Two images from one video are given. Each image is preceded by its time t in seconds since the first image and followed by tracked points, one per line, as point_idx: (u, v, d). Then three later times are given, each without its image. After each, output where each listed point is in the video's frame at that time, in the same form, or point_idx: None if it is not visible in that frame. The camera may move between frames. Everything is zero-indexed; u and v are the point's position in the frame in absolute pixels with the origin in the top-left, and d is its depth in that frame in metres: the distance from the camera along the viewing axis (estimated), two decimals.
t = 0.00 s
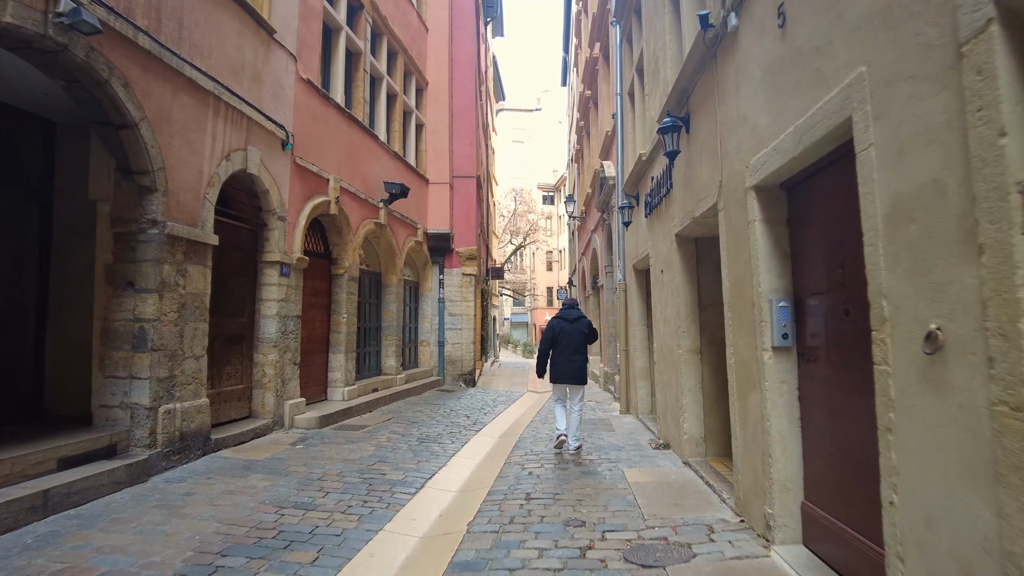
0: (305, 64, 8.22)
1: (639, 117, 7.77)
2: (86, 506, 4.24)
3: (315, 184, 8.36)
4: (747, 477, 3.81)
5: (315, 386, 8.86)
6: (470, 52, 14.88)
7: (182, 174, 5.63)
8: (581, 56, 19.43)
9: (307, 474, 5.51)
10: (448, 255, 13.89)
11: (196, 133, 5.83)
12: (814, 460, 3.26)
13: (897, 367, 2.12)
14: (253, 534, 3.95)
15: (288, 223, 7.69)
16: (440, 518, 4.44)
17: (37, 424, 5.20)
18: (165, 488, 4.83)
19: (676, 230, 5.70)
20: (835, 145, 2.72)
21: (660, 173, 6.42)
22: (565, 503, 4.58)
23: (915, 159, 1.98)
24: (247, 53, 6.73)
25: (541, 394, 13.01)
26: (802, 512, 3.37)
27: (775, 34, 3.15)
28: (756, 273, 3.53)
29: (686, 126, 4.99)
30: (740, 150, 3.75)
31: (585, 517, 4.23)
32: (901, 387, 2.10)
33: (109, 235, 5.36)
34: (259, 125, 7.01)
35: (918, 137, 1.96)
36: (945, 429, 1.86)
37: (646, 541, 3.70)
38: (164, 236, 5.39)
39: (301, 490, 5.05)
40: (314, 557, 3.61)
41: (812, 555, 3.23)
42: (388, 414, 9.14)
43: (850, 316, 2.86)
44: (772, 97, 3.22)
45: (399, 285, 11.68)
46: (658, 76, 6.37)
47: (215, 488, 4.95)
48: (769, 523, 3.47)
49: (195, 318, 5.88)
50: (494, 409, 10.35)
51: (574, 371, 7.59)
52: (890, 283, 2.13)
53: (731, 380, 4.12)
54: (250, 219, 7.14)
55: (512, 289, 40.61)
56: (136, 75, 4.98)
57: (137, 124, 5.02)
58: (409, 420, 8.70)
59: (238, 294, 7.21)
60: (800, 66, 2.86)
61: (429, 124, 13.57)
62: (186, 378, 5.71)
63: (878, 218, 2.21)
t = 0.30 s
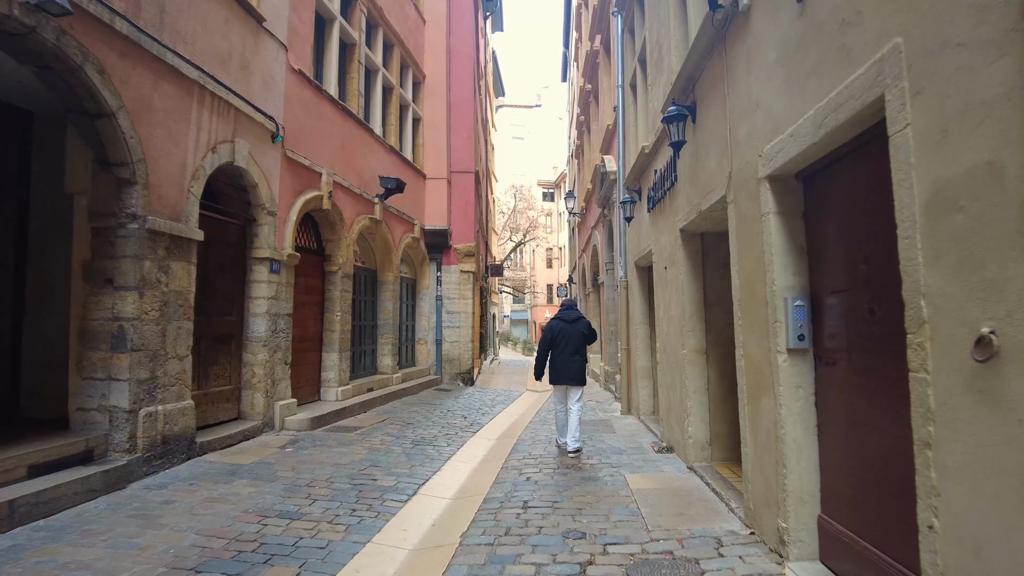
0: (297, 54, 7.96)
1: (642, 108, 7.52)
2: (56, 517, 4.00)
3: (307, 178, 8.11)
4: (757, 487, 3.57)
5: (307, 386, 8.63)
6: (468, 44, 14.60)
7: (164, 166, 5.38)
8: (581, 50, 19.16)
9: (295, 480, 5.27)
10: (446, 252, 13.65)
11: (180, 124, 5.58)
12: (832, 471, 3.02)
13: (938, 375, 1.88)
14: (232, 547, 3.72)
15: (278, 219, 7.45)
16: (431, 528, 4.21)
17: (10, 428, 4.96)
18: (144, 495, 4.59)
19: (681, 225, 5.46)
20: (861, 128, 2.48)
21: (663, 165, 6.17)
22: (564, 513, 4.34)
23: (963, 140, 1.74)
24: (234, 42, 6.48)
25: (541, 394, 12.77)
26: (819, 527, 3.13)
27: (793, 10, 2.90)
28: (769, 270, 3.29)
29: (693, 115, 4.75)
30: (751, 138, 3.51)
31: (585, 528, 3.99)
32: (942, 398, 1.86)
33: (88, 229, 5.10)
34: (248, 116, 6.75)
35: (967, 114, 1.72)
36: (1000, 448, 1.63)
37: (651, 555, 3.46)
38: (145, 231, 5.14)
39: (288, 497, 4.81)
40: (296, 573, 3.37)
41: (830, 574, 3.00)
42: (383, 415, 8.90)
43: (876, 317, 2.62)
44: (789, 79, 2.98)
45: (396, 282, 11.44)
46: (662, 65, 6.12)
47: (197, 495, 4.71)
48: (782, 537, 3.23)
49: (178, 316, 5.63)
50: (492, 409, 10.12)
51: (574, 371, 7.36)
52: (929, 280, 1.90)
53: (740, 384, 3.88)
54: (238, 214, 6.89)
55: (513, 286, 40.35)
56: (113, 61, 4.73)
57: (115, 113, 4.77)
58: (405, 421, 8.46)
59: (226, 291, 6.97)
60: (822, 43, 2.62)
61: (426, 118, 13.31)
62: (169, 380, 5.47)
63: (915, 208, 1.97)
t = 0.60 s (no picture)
0: (284, 40, 7.67)
1: (643, 95, 7.22)
2: (11, 526, 3.71)
3: (294, 170, 7.83)
4: (768, 493, 3.28)
5: (296, 385, 8.34)
6: (464, 36, 14.30)
7: (138, 153, 5.09)
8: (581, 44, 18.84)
9: (275, 484, 4.99)
10: (441, 248, 13.37)
11: (155, 108, 5.28)
12: (855, 476, 2.73)
13: (994, 367, 1.59)
14: (199, 558, 3.43)
15: (263, 211, 7.17)
16: (418, 537, 3.92)
17: None
18: (111, 501, 4.30)
19: (683, 213, 5.18)
20: (890, 90, 2.19)
21: (665, 153, 5.89)
22: (559, 520, 4.05)
23: None
24: (215, 24, 6.18)
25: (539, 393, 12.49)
26: (838, 537, 2.84)
27: None
28: (783, 256, 3.00)
29: (696, 95, 4.49)
30: (761, 113, 3.23)
31: (582, 537, 3.70)
32: (999, 394, 1.57)
33: (55, 218, 4.80)
34: (231, 103, 6.46)
35: None
36: None
37: (653, 568, 3.17)
38: (115, 220, 4.84)
39: (266, 503, 4.53)
40: None
41: None
42: (375, 414, 8.62)
43: (907, 303, 2.33)
44: (805, 42, 2.69)
45: (389, 279, 11.15)
46: (664, 47, 5.82)
47: (169, 500, 4.42)
48: (797, 548, 2.94)
49: (154, 311, 5.33)
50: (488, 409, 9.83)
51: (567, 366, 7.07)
52: (983, 255, 1.61)
53: (748, 381, 3.59)
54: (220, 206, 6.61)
55: (512, 284, 40.05)
56: (78, 38, 4.43)
57: (81, 94, 4.47)
58: (397, 421, 8.19)
59: (208, 286, 6.68)
60: None
61: (420, 112, 13.01)
62: (144, 378, 5.18)
63: (963, 171, 1.68)
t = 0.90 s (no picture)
0: (269, 33, 7.41)
1: (642, 89, 6.95)
2: None
3: (280, 168, 7.57)
4: (780, 515, 3.01)
5: (284, 391, 8.09)
6: (460, 32, 14.03)
7: (110, 149, 4.82)
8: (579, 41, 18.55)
9: (254, 499, 4.72)
10: (437, 248, 13.11)
11: (127, 101, 5.01)
12: (879, 501, 2.46)
13: None
14: None
15: (248, 210, 6.91)
16: (402, 558, 3.65)
17: None
18: (76, 520, 4.03)
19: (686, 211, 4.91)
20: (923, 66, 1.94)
21: (665, 148, 5.63)
22: (553, 540, 3.79)
23: None
24: (195, 15, 5.92)
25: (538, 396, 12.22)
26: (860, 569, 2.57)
27: None
28: (797, 257, 2.73)
29: (699, 85, 4.22)
30: (771, 101, 2.96)
31: (578, 560, 3.43)
32: None
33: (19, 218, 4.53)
34: (212, 98, 6.19)
35: None
36: None
37: None
38: (83, 220, 4.57)
39: (243, 520, 4.26)
40: None
41: None
42: (366, 420, 8.36)
43: (944, 310, 2.06)
44: (823, 20, 2.43)
45: (383, 280, 10.89)
46: (664, 37, 5.56)
47: (139, 518, 4.15)
48: None
49: (128, 316, 5.05)
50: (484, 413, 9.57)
51: (566, 372, 6.86)
52: None
53: (758, 392, 3.31)
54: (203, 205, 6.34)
55: (512, 284, 39.78)
56: (39, 26, 4.17)
57: (44, 85, 4.21)
58: (389, 428, 7.92)
59: (189, 289, 6.42)
60: None
61: (415, 109, 12.74)
62: (117, 387, 4.90)
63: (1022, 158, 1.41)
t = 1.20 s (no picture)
0: (258, 21, 7.15)
1: (645, 77, 6.68)
2: None
3: (270, 160, 7.32)
4: (801, 527, 2.74)
5: (275, 391, 7.83)
6: (458, 25, 13.77)
7: (83, 135, 4.56)
8: (580, 36, 18.28)
9: (236, 506, 4.46)
10: (435, 246, 12.85)
11: (103, 86, 4.75)
12: (918, 516, 2.18)
13: None
14: None
15: (236, 203, 6.65)
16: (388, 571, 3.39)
17: None
18: (41, 529, 3.77)
19: (693, 201, 4.64)
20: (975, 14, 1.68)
21: (670, 136, 5.36)
22: (552, 551, 3.52)
23: None
24: None
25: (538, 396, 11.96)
26: None
27: None
28: (821, 243, 2.45)
29: (708, 65, 3.95)
30: (790, 73, 2.70)
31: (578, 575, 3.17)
32: None
33: None
34: (197, 86, 5.92)
35: None
36: None
37: None
38: (54, 210, 4.31)
39: (221, 528, 4.00)
40: None
41: None
42: (361, 422, 8.10)
43: (1002, 299, 1.79)
44: None
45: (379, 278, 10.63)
46: (668, 19, 5.29)
47: (110, 526, 3.89)
48: None
49: (105, 313, 4.79)
50: (482, 414, 9.31)
51: (571, 369, 6.70)
52: None
53: (774, 393, 3.05)
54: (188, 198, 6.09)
55: (512, 284, 39.52)
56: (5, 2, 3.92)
57: (9, 66, 3.96)
58: (384, 430, 7.67)
59: (175, 285, 6.17)
60: None
61: (413, 103, 12.48)
62: (91, 388, 4.63)
63: None
